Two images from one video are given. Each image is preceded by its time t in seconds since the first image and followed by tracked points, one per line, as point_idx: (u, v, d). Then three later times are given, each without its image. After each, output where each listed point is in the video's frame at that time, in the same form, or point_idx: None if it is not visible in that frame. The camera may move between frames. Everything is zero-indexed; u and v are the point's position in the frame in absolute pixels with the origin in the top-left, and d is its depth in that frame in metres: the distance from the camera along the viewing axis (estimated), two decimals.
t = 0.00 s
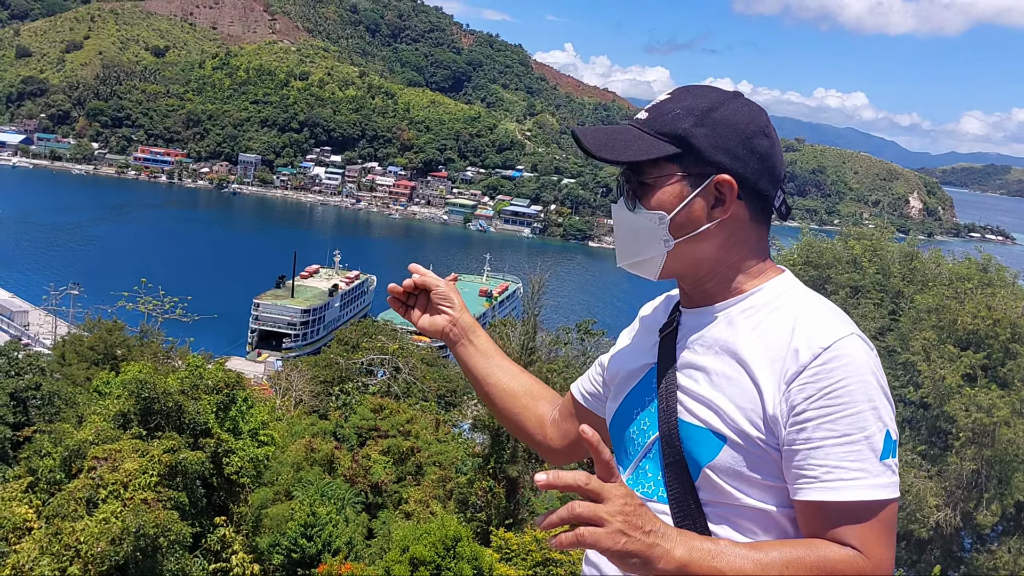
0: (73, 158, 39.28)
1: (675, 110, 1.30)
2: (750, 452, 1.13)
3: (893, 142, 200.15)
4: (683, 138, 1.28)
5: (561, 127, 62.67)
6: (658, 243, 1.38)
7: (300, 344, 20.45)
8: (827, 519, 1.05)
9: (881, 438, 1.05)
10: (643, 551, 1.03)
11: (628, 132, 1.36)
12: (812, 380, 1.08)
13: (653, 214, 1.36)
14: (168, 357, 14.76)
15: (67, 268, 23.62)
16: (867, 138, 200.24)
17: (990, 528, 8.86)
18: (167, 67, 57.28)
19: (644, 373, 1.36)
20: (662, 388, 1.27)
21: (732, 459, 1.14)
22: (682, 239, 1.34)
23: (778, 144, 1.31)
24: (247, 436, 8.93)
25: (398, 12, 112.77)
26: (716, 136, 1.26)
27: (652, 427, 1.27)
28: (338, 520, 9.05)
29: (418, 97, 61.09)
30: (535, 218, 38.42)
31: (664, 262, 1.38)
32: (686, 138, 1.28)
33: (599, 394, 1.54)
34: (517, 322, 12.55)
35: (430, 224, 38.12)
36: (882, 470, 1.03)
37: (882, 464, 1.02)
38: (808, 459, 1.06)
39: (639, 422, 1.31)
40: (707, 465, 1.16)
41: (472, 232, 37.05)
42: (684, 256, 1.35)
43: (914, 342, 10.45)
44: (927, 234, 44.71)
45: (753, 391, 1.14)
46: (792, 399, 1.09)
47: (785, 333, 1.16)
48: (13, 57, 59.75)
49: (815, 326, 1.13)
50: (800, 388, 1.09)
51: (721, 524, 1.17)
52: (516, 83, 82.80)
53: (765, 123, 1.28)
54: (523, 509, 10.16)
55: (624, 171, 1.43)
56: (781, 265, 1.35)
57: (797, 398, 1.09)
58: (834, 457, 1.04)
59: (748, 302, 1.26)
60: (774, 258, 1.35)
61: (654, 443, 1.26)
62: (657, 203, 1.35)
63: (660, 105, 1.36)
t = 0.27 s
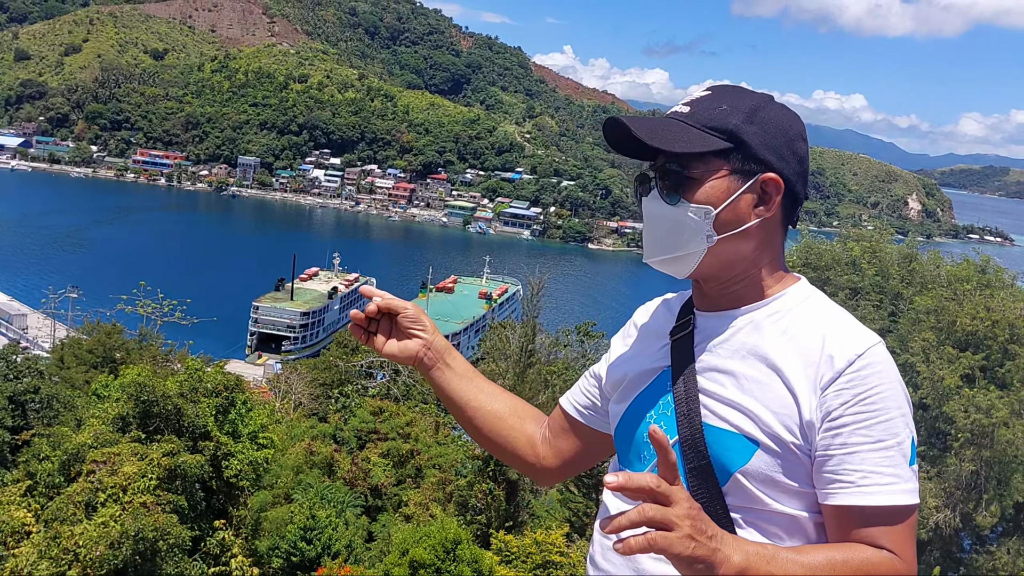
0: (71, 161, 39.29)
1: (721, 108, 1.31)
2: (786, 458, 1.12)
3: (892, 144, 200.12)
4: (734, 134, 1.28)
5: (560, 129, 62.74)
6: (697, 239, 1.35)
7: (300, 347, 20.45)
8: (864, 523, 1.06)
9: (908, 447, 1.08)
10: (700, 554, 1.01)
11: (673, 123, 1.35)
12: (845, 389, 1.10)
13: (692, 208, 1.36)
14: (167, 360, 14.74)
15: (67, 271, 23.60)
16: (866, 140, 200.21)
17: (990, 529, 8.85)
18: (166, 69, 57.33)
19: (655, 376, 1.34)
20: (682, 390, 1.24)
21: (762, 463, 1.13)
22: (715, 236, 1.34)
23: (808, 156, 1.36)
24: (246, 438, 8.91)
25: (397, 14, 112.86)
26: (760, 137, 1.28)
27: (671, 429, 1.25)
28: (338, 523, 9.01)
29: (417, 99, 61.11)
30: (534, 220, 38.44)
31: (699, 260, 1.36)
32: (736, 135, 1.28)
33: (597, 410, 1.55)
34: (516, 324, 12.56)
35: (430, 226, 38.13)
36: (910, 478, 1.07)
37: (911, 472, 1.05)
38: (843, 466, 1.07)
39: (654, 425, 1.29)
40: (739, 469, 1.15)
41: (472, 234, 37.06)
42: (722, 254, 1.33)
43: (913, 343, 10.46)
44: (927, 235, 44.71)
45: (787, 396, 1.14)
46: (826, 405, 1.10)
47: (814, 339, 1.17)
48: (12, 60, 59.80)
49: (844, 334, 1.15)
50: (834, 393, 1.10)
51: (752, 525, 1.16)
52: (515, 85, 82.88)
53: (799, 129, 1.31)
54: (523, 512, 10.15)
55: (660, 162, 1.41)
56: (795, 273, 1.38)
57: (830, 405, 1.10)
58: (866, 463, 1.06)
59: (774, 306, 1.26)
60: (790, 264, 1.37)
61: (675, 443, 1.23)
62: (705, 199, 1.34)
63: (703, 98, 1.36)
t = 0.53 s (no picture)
0: (67, 165, 39.24)
1: (793, 108, 1.32)
2: (804, 465, 1.14)
3: (889, 145, 200.25)
4: (808, 139, 1.32)
5: (556, 132, 62.79)
6: (763, 240, 1.35)
7: (297, 349, 20.41)
8: (875, 527, 1.11)
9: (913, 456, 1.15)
10: (750, 560, 1.01)
11: (755, 117, 1.32)
12: (861, 400, 1.14)
13: (776, 210, 1.35)
14: (164, 363, 14.73)
15: (63, 275, 23.55)
16: (862, 142, 200.35)
17: (986, 529, 8.88)
18: (162, 73, 57.33)
19: (653, 380, 1.31)
20: (690, 394, 1.23)
21: (781, 472, 1.14)
22: (776, 239, 1.36)
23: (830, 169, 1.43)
24: (243, 442, 8.89)
25: (394, 17, 112.92)
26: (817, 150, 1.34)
27: (678, 433, 1.24)
28: (335, 526, 8.99)
29: (414, 102, 61.15)
30: (530, 222, 38.47)
31: (756, 261, 1.36)
32: (812, 139, 1.32)
33: (588, 415, 1.56)
34: (513, 326, 12.57)
35: (426, 228, 38.13)
36: (914, 486, 1.13)
37: (920, 486, 1.11)
38: (859, 472, 1.12)
39: (658, 431, 1.26)
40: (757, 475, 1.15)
41: (468, 237, 37.04)
42: (779, 256, 1.36)
43: (909, 343, 10.50)
44: (923, 236, 44.84)
45: (809, 405, 1.15)
46: (847, 413, 1.14)
47: (838, 348, 1.19)
48: (8, 63, 59.69)
49: (858, 345, 1.19)
50: (853, 402, 1.14)
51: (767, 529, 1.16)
52: (511, 87, 82.97)
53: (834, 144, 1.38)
54: (520, 514, 10.15)
55: (730, 149, 1.37)
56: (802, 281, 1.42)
57: (849, 414, 1.14)
58: (882, 472, 1.11)
59: (795, 311, 1.27)
60: (801, 268, 1.40)
61: (685, 447, 1.22)
62: (776, 199, 1.35)
63: (780, 93, 1.35)
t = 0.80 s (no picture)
0: (59, 169, 39.05)
1: (809, 116, 1.35)
2: (800, 470, 1.16)
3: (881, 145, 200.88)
4: (823, 146, 1.36)
5: (550, 133, 62.83)
6: (776, 247, 1.39)
7: (291, 353, 20.35)
8: (869, 531, 1.13)
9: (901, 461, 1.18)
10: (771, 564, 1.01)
11: (775, 123, 1.33)
12: (857, 406, 1.17)
13: (794, 219, 1.39)
14: (158, 367, 14.67)
15: (55, 279, 23.42)
16: (855, 143, 200.76)
17: (981, 527, 8.93)
18: (154, 76, 57.18)
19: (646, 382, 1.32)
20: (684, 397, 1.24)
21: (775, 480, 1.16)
22: (787, 247, 1.41)
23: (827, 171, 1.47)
24: (237, 446, 8.86)
25: (387, 20, 112.81)
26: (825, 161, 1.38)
27: (673, 437, 1.24)
28: (330, 529, 8.95)
29: (407, 104, 61.15)
30: (525, 224, 38.46)
31: (769, 267, 1.39)
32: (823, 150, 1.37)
33: (572, 408, 1.56)
34: (508, 328, 12.55)
35: (421, 231, 38.08)
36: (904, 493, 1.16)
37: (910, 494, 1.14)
38: (854, 477, 1.14)
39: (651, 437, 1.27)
40: (752, 480, 1.16)
41: (463, 239, 37.00)
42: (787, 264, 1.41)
43: (903, 343, 10.56)
44: (916, 237, 45.07)
45: (805, 412, 1.17)
46: (842, 419, 1.16)
47: (837, 354, 1.21)
48: None
49: (853, 351, 1.22)
50: (850, 408, 1.16)
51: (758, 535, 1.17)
52: (505, 89, 83.04)
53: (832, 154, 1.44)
54: (516, 516, 10.14)
55: (745, 153, 1.39)
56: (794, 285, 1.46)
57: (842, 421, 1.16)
58: (874, 477, 1.14)
59: (793, 317, 1.29)
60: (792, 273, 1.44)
61: (679, 454, 1.23)
62: (792, 206, 1.39)
63: (795, 100, 1.36)
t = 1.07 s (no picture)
0: (55, 167, 38.91)
1: (721, 111, 1.31)
2: (771, 469, 1.15)
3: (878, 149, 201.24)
4: (733, 139, 1.29)
5: (548, 134, 62.84)
6: (693, 245, 1.36)
7: (287, 353, 20.31)
8: (850, 537, 1.10)
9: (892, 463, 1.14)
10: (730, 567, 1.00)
11: (673, 125, 1.33)
12: (838, 407, 1.13)
13: (696, 216, 1.35)
14: (154, 366, 14.63)
15: (51, 277, 23.33)
16: (852, 146, 200.95)
17: (975, 531, 8.96)
18: (152, 75, 56.99)
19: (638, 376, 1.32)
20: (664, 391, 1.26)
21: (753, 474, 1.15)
22: (710, 245, 1.35)
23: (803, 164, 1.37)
24: (232, 445, 8.84)
25: (385, 20, 112.69)
26: (750, 155, 1.30)
27: (656, 434, 1.25)
28: (325, 529, 8.94)
29: (405, 105, 61.05)
30: (522, 225, 38.48)
31: (697, 266, 1.36)
32: (737, 140, 1.28)
33: (563, 402, 1.57)
34: (504, 329, 12.53)
35: (418, 231, 38.05)
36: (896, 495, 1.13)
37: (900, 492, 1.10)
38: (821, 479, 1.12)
39: (638, 430, 1.27)
40: (730, 478, 1.16)
41: (460, 239, 36.98)
42: (719, 259, 1.35)
43: (898, 347, 10.60)
44: (912, 240, 45.22)
45: (780, 407, 1.16)
46: (821, 416, 1.13)
47: (814, 352, 1.18)
48: None
49: (838, 350, 1.18)
50: (825, 407, 1.13)
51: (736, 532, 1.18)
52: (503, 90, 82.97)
53: (799, 136, 1.33)
54: (511, 517, 10.13)
55: (657, 162, 1.39)
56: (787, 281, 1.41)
57: (821, 419, 1.13)
58: (853, 477, 1.11)
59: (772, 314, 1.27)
60: (777, 271, 1.40)
61: (661, 452, 1.23)
62: (702, 203, 1.34)
63: (700, 99, 1.36)
